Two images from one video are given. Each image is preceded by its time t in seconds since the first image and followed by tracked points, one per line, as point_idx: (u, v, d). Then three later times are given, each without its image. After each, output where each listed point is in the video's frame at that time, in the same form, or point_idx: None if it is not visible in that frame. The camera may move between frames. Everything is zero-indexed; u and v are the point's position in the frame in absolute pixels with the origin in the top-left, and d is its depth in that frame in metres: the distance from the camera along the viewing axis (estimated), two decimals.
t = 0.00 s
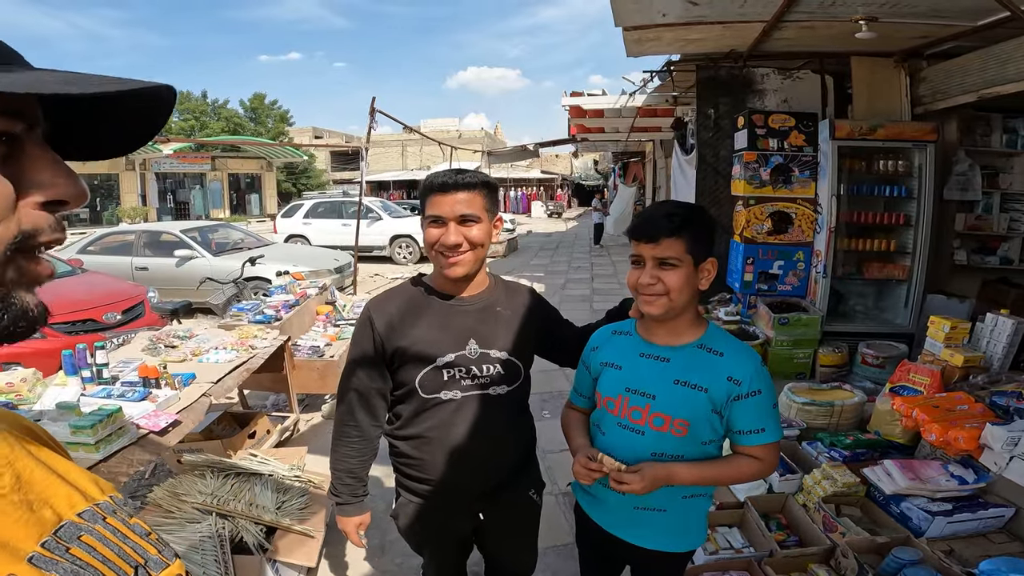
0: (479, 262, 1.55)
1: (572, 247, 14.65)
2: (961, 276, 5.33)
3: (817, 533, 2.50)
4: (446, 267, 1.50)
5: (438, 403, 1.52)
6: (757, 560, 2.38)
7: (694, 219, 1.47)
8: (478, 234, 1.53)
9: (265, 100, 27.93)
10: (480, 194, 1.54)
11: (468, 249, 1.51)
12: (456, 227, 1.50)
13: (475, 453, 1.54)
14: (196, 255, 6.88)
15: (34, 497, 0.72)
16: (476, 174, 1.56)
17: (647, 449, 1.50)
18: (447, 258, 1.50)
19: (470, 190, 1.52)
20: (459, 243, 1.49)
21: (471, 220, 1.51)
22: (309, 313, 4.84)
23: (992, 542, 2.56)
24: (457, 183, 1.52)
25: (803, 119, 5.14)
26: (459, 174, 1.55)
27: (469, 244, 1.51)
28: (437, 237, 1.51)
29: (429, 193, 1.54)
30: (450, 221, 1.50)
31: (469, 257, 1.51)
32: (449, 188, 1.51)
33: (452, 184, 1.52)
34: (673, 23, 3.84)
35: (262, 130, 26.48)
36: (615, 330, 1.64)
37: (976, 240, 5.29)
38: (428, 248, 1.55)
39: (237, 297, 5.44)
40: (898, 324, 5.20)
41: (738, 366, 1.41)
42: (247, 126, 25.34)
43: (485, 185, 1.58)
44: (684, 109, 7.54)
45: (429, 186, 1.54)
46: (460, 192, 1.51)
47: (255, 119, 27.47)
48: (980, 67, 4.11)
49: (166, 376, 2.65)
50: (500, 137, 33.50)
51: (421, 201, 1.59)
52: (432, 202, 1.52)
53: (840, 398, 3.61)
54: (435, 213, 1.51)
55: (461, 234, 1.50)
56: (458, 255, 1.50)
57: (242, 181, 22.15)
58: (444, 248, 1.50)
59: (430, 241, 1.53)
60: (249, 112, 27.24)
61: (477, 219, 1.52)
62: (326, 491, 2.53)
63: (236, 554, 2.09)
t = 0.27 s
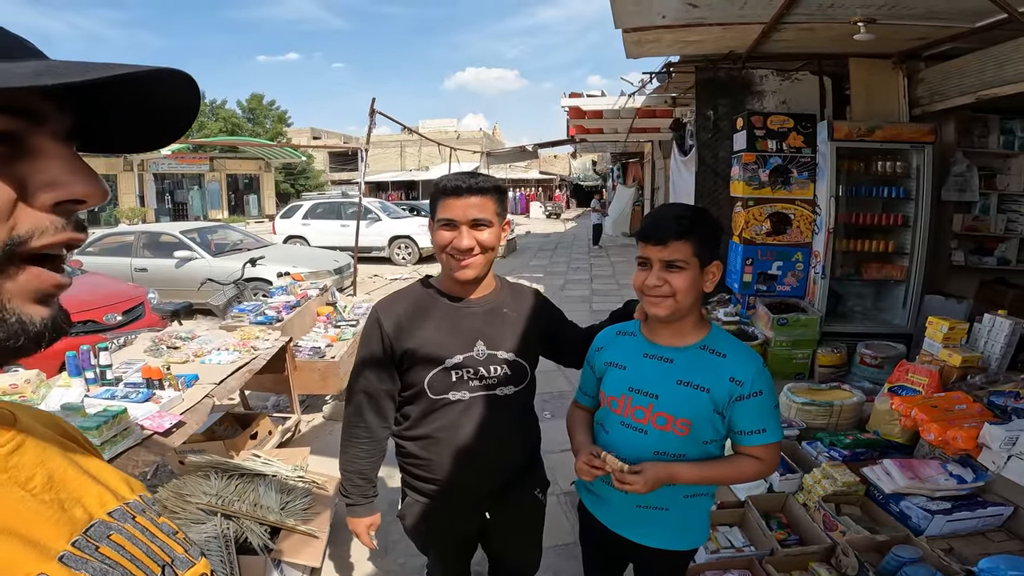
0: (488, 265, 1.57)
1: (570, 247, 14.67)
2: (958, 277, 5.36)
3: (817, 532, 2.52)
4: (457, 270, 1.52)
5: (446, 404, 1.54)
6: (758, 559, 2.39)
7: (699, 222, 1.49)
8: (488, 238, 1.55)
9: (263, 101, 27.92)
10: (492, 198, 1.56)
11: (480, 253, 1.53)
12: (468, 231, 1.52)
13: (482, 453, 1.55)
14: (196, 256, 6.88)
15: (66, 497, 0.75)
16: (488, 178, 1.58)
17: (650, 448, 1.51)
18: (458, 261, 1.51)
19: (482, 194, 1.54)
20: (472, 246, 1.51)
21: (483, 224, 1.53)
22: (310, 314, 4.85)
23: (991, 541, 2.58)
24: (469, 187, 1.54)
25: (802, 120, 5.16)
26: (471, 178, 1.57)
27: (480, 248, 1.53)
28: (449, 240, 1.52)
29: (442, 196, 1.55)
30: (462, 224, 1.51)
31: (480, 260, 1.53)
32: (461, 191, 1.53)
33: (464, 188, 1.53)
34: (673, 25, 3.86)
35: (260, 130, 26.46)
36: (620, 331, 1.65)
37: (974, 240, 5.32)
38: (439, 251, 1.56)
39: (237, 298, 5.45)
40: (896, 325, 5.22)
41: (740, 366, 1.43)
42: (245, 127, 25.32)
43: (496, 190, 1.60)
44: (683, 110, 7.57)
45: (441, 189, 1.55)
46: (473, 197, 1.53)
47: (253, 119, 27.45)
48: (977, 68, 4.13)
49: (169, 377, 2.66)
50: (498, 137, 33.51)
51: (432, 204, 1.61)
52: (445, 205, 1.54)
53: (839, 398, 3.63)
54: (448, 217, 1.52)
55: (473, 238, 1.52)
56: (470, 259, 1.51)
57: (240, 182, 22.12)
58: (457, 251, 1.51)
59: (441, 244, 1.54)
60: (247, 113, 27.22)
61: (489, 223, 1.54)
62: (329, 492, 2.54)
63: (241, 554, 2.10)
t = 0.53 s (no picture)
0: (492, 264, 1.59)
1: (565, 248, 14.70)
2: (950, 276, 5.42)
3: (812, 529, 2.54)
4: (462, 267, 1.53)
5: (447, 401, 1.55)
6: (754, 556, 2.42)
7: (696, 222, 1.52)
8: (493, 236, 1.57)
9: (257, 101, 27.81)
10: (496, 198, 1.58)
11: (485, 251, 1.54)
12: (474, 229, 1.53)
13: (482, 449, 1.57)
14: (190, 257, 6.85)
15: (82, 489, 0.76)
16: (493, 178, 1.59)
17: (648, 444, 1.53)
18: (464, 259, 1.53)
19: (488, 193, 1.56)
20: (478, 244, 1.52)
21: (489, 223, 1.55)
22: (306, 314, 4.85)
23: (983, 537, 2.62)
24: (475, 186, 1.55)
25: (795, 121, 5.21)
26: (477, 177, 1.58)
27: (486, 246, 1.55)
28: (455, 238, 1.53)
29: (448, 195, 1.56)
30: (469, 223, 1.53)
31: (485, 258, 1.55)
32: (468, 190, 1.54)
33: (471, 187, 1.55)
34: (668, 26, 3.88)
35: (254, 130, 26.35)
36: (616, 329, 1.68)
37: (965, 240, 5.38)
38: (444, 249, 1.57)
39: (233, 299, 5.44)
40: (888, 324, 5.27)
41: (736, 362, 1.45)
42: (239, 127, 25.22)
43: (501, 189, 1.62)
44: (678, 111, 7.61)
45: (447, 188, 1.56)
46: (478, 196, 1.55)
47: (247, 119, 27.32)
48: (968, 69, 4.18)
49: (166, 377, 2.66)
50: (493, 138, 33.53)
51: (437, 202, 1.62)
52: (450, 203, 1.55)
53: (833, 396, 3.67)
54: (453, 215, 1.53)
55: (479, 236, 1.53)
56: (475, 257, 1.53)
57: (234, 182, 22.03)
58: (462, 249, 1.52)
59: (446, 242, 1.55)
60: (241, 113, 27.10)
61: (494, 222, 1.56)
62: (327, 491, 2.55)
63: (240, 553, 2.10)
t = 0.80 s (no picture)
0: (489, 265, 1.61)
1: (553, 250, 14.75)
2: (930, 276, 5.53)
3: (800, 528, 2.59)
4: (460, 268, 1.55)
5: (442, 403, 1.56)
6: (743, 554, 2.45)
7: (688, 225, 1.54)
8: (491, 237, 1.59)
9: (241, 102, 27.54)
10: (494, 199, 1.60)
11: (483, 252, 1.56)
12: (472, 230, 1.55)
13: (477, 451, 1.57)
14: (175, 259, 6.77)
15: (97, 498, 0.77)
16: (491, 180, 1.62)
17: (642, 444, 1.55)
18: (462, 260, 1.54)
19: (486, 195, 1.58)
20: (476, 245, 1.54)
21: (487, 224, 1.57)
22: (294, 317, 4.81)
23: (967, 534, 2.62)
24: (474, 187, 1.57)
25: (780, 124, 5.29)
26: (475, 179, 1.60)
27: (484, 247, 1.56)
28: (453, 239, 1.55)
29: (446, 196, 1.58)
30: (467, 224, 1.55)
31: (483, 259, 1.56)
32: (466, 191, 1.56)
33: (469, 189, 1.57)
34: (655, 29, 3.92)
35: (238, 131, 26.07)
36: (608, 330, 1.69)
37: (944, 242, 5.50)
38: (442, 250, 1.58)
39: (219, 301, 5.38)
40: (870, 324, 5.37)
41: (727, 362, 1.48)
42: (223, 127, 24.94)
43: (498, 192, 1.64)
44: (664, 113, 7.68)
45: (445, 190, 1.58)
46: (477, 197, 1.57)
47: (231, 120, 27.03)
48: (947, 73, 4.28)
49: (153, 380, 2.63)
50: (481, 139, 33.55)
51: (434, 203, 1.63)
52: (449, 205, 1.57)
53: (818, 395, 3.73)
54: (453, 216, 1.55)
55: (478, 237, 1.55)
56: (474, 257, 1.54)
57: (218, 183, 21.77)
58: (461, 250, 1.54)
59: (444, 242, 1.56)
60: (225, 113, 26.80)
61: (492, 223, 1.58)
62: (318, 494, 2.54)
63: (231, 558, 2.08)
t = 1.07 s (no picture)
0: (490, 268, 1.62)
1: (541, 253, 14.80)
2: (914, 277, 5.62)
3: (792, 525, 2.64)
4: (462, 270, 1.56)
5: (445, 405, 1.57)
6: (738, 551, 2.49)
7: (685, 230, 1.59)
8: (491, 240, 1.61)
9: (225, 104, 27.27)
10: (493, 203, 1.64)
11: (485, 253, 1.58)
12: (473, 232, 1.58)
13: (480, 452, 1.59)
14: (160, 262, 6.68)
15: (123, 502, 0.75)
16: (489, 186, 1.67)
17: (642, 442, 1.58)
18: (463, 261, 1.56)
19: (485, 199, 1.62)
20: (478, 246, 1.56)
21: (487, 227, 1.60)
22: (283, 321, 4.78)
23: (953, 530, 2.67)
24: (473, 192, 1.62)
25: (765, 127, 5.38)
26: (474, 185, 1.65)
27: (485, 249, 1.58)
28: (455, 241, 1.57)
29: (447, 200, 1.62)
30: (468, 226, 1.57)
31: (484, 260, 1.58)
32: (466, 195, 1.60)
33: (469, 193, 1.61)
34: (645, 33, 3.97)
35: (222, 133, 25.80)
36: (607, 331, 1.72)
37: (925, 243, 5.63)
38: (443, 253, 1.60)
39: (207, 305, 5.33)
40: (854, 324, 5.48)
41: (724, 362, 1.52)
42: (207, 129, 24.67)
43: (496, 197, 1.68)
44: (651, 117, 7.77)
45: (446, 194, 1.62)
46: (477, 200, 1.61)
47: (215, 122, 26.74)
48: (928, 77, 4.39)
49: (144, 385, 2.60)
50: (468, 142, 33.58)
51: (434, 209, 1.66)
52: (449, 208, 1.60)
53: (805, 395, 3.80)
54: (454, 219, 1.58)
55: (479, 239, 1.58)
56: (476, 258, 1.56)
57: (202, 186, 21.51)
58: (463, 251, 1.56)
59: (446, 245, 1.58)
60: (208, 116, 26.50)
61: (492, 226, 1.61)
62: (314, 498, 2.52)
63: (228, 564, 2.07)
